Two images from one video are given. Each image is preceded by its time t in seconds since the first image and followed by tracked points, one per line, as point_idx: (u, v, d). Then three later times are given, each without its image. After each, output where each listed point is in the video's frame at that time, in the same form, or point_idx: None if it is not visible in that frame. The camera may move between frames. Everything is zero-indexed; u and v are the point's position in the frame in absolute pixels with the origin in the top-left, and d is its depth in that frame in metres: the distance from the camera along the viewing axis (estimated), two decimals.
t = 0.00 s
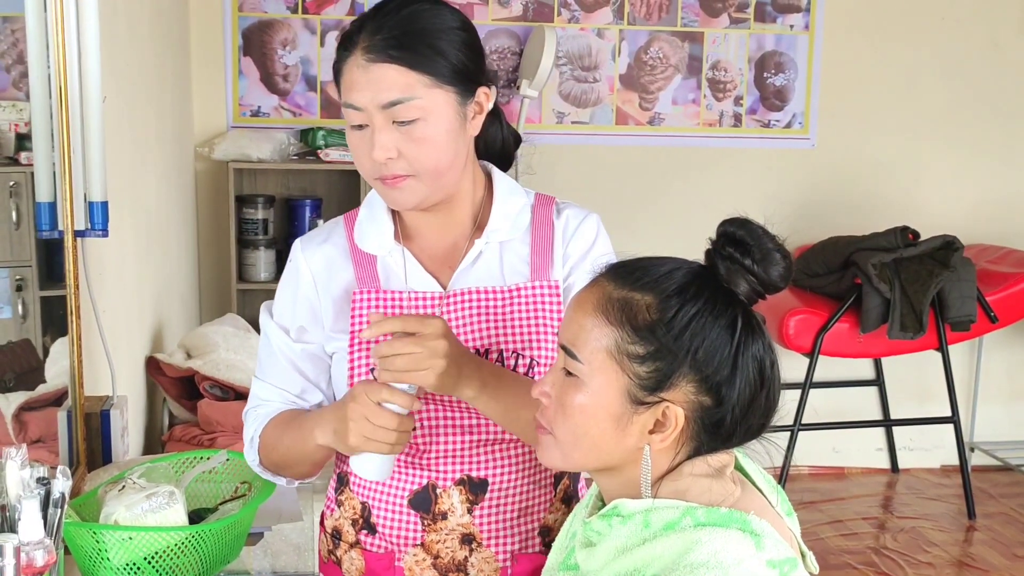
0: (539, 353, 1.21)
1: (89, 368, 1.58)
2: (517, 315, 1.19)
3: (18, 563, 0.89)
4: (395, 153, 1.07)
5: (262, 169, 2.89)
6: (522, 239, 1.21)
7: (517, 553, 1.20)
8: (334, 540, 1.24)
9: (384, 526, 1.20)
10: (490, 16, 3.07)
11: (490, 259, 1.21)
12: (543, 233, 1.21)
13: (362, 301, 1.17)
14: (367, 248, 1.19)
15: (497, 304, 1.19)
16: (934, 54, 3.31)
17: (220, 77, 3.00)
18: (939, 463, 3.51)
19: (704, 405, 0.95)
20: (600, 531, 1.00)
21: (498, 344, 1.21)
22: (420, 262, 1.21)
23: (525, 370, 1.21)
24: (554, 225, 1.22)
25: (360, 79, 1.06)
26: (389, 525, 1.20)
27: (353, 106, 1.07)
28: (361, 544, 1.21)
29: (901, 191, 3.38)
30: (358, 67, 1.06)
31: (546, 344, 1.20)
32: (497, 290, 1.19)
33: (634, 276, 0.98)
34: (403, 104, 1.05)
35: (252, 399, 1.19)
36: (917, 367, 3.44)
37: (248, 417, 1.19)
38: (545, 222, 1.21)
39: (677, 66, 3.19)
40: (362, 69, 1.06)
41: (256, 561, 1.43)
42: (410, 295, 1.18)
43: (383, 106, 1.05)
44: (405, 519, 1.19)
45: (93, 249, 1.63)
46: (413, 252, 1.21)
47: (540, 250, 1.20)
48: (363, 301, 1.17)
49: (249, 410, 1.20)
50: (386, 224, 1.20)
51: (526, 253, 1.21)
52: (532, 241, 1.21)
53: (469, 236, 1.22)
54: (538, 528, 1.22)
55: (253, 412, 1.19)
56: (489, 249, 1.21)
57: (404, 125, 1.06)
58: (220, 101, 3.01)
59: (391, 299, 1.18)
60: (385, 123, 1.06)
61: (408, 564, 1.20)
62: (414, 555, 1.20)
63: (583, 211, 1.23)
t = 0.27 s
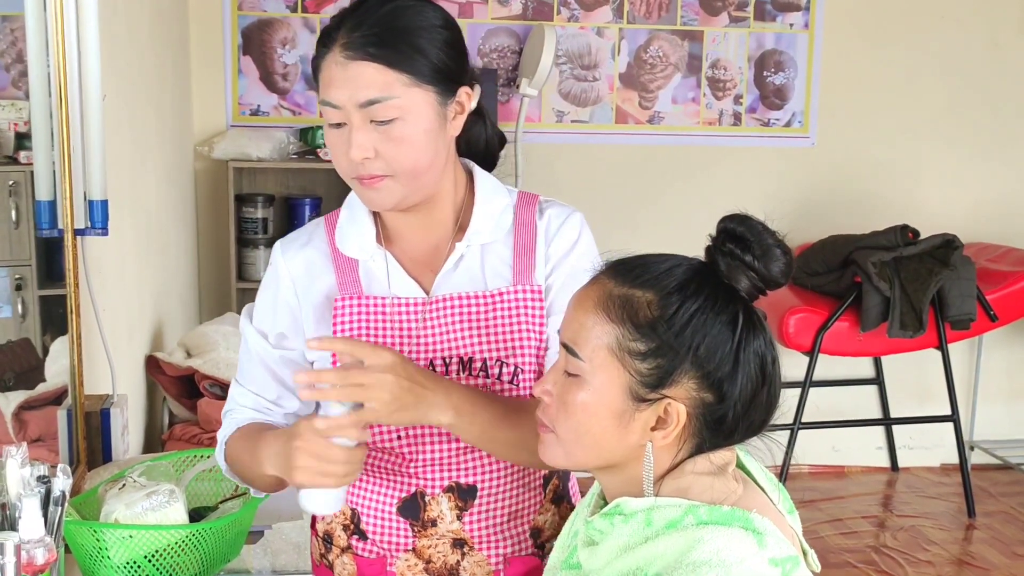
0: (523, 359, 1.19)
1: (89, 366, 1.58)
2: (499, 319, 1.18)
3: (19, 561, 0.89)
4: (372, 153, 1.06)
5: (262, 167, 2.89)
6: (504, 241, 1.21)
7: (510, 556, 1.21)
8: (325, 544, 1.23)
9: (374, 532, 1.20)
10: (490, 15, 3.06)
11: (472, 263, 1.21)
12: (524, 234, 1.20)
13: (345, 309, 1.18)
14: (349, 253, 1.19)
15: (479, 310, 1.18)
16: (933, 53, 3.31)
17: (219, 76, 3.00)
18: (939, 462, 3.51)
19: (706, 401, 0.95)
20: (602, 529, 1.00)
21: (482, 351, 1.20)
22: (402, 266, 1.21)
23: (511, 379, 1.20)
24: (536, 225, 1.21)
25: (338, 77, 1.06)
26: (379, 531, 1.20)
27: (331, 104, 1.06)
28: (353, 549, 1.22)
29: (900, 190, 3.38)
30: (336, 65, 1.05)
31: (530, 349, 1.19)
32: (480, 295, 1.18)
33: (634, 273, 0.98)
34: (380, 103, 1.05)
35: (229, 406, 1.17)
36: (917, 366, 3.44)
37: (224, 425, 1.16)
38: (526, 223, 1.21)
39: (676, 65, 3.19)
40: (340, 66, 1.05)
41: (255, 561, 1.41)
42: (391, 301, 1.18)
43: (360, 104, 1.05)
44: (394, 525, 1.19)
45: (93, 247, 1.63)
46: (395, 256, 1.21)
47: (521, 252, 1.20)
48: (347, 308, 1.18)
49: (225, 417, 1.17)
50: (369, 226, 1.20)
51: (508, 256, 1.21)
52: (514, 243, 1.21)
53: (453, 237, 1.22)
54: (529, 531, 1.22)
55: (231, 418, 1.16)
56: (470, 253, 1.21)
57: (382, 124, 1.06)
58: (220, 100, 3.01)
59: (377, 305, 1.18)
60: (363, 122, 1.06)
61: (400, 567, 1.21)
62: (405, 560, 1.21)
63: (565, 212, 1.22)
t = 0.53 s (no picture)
0: (524, 361, 1.20)
1: (89, 366, 1.58)
2: (495, 323, 1.20)
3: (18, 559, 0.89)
4: (348, 155, 1.06)
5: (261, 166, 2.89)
6: (495, 242, 1.24)
7: (509, 557, 1.22)
8: (321, 549, 1.23)
9: (370, 538, 1.20)
10: (490, 13, 3.06)
11: (465, 267, 1.23)
12: (515, 235, 1.23)
13: (338, 320, 1.17)
14: (335, 261, 1.19)
15: (476, 313, 1.19)
16: (933, 52, 3.31)
17: (218, 75, 3.00)
18: (939, 461, 3.51)
19: (708, 397, 0.95)
20: (604, 528, 1.00)
21: (480, 355, 1.20)
22: (390, 272, 1.22)
23: (514, 381, 1.20)
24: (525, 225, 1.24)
25: (314, 77, 1.05)
26: (377, 537, 1.20)
27: (307, 104, 1.06)
28: (351, 554, 1.21)
29: (900, 188, 3.38)
30: (312, 65, 1.05)
31: (530, 349, 1.20)
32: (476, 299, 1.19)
33: (633, 271, 0.98)
34: (355, 105, 1.05)
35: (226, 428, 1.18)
36: (917, 365, 3.45)
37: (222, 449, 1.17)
38: (514, 221, 1.24)
39: (676, 63, 3.18)
40: (315, 67, 1.05)
41: (256, 559, 1.44)
42: (385, 310, 1.18)
43: (336, 105, 1.05)
44: (392, 530, 1.19)
45: (93, 246, 1.63)
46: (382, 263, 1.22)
47: (514, 254, 1.23)
48: (340, 319, 1.17)
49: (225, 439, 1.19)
50: (353, 235, 1.20)
51: (500, 257, 1.24)
52: (505, 244, 1.24)
53: (440, 241, 1.24)
54: (528, 530, 1.24)
55: (229, 441, 1.17)
56: (461, 257, 1.23)
57: (358, 126, 1.06)
58: (219, 100, 3.00)
59: (370, 314, 1.18)
60: (338, 123, 1.06)
61: (399, 571, 1.20)
62: (404, 565, 1.20)
63: (551, 211, 1.26)
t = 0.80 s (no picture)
0: (524, 360, 1.21)
1: (89, 365, 1.58)
2: (493, 324, 1.20)
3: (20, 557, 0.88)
4: (339, 159, 1.06)
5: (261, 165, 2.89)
6: (489, 241, 1.24)
7: (509, 556, 1.23)
8: (321, 549, 1.24)
9: (370, 539, 1.20)
10: (490, 13, 3.06)
11: (461, 267, 1.23)
12: (510, 233, 1.24)
13: (334, 326, 1.17)
14: (328, 266, 1.18)
15: (473, 315, 1.20)
16: (932, 51, 3.31)
17: (218, 75, 2.99)
18: (939, 460, 3.51)
19: (708, 394, 0.95)
20: (605, 528, 1.00)
21: (480, 356, 1.20)
22: (385, 275, 1.22)
23: (514, 380, 1.21)
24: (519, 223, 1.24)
25: (303, 81, 1.05)
26: (376, 538, 1.20)
27: (297, 108, 1.06)
28: (351, 555, 1.21)
29: (900, 187, 3.37)
30: (301, 68, 1.05)
31: (529, 348, 1.21)
32: (474, 298, 1.20)
33: (629, 270, 0.98)
34: (345, 109, 1.05)
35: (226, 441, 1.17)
36: (917, 364, 3.45)
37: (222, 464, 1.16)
38: (507, 218, 1.24)
39: (676, 63, 3.18)
40: (305, 70, 1.05)
41: (256, 559, 1.44)
42: (383, 313, 1.19)
43: (326, 110, 1.05)
44: (392, 531, 1.19)
45: (92, 245, 1.63)
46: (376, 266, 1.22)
47: (511, 253, 1.23)
48: (335, 324, 1.17)
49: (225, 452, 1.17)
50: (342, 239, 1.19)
51: (496, 256, 1.24)
52: (501, 242, 1.24)
53: (435, 241, 1.24)
54: (527, 529, 1.25)
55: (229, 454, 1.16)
56: (457, 258, 1.23)
57: (348, 130, 1.06)
58: (218, 99, 3.00)
59: (368, 319, 1.18)
60: (328, 128, 1.06)
61: (400, 571, 1.21)
62: (405, 565, 1.21)
63: (544, 207, 1.26)
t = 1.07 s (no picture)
0: (526, 356, 1.21)
1: (87, 366, 1.57)
2: (496, 321, 1.20)
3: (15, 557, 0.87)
4: (336, 161, 1.06)
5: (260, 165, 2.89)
6: (488, 239, 1.25)
7: (512, 554, 1.23)
8: (322, 549, 1.23)
9: (373, 539, 1.20)
10: (488, 12, 3.06)
11: (461, 266, 1.24)
12: (508, 231, 1.25)
13: (336, 326, 1.16)
14: (327, 267, 1.18)
15: (476, 312, 1.20)
16: (931, 51, 3.31)
17: (216, 74, 2.99)
18: (938, 459, 3.51)
19: (703, 393, 0.95)
20: (602, 529, 1.00)
21: (483, 353, 1.20)
22: (384, 275, 1.22)
23: (517, 376, 1.21)
24: (517, 220, 1.25)
25: (300, 84, 1.05)
26: (379, 538, 1.19)
27: (294, 111, 1.06)
28: (353, 556, 1.21)
29: (899, 187, 3.37)
30: (298, 71, 1.05)
31: (530, 344, 1.21)
32: (476, 295, 1.20)
33: (622, 270, 0.98)
34: (345, 111, 1.05)
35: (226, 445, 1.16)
36: (916, 363, 3.45)
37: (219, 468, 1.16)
38: (505, 215, 1.25)
39: (675, 62, 3.18)
40: (302, 73, 1.05)
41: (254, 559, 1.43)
42: (384, 312, 1.18)
43: (324, 112, 1.05)
44: (395, 531, 1.19)
45: (91, 246, 1.63)
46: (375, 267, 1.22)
47: (510, 250, 1.24)
48: (338, 325, 1.16)
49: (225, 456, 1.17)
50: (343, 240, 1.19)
51: (495, 254, 1.25)
52: (500, 240, 1.25)
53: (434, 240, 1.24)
54: (529, 527, 1.25)
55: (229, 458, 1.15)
56: (456, 257, 1.23)
57: (347, 132, 1.06)
58: (216, 98, 3.00)
59: (370, 318, 1.18)
60: (326, 130, 1.05)
61: (404, 572, 1.20)
62: (408, 565, 1.20)
63: (542, 204, 1.27)
